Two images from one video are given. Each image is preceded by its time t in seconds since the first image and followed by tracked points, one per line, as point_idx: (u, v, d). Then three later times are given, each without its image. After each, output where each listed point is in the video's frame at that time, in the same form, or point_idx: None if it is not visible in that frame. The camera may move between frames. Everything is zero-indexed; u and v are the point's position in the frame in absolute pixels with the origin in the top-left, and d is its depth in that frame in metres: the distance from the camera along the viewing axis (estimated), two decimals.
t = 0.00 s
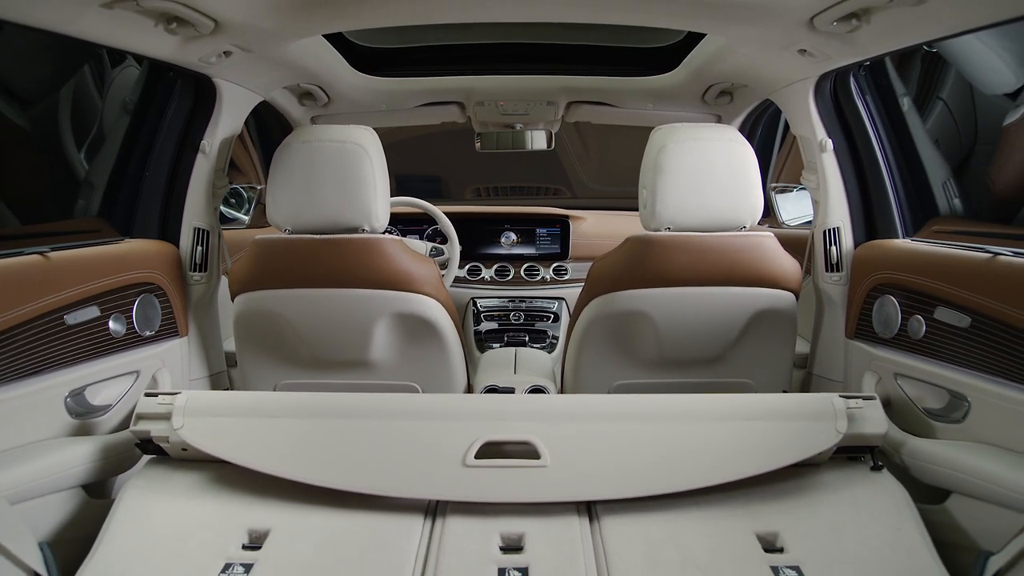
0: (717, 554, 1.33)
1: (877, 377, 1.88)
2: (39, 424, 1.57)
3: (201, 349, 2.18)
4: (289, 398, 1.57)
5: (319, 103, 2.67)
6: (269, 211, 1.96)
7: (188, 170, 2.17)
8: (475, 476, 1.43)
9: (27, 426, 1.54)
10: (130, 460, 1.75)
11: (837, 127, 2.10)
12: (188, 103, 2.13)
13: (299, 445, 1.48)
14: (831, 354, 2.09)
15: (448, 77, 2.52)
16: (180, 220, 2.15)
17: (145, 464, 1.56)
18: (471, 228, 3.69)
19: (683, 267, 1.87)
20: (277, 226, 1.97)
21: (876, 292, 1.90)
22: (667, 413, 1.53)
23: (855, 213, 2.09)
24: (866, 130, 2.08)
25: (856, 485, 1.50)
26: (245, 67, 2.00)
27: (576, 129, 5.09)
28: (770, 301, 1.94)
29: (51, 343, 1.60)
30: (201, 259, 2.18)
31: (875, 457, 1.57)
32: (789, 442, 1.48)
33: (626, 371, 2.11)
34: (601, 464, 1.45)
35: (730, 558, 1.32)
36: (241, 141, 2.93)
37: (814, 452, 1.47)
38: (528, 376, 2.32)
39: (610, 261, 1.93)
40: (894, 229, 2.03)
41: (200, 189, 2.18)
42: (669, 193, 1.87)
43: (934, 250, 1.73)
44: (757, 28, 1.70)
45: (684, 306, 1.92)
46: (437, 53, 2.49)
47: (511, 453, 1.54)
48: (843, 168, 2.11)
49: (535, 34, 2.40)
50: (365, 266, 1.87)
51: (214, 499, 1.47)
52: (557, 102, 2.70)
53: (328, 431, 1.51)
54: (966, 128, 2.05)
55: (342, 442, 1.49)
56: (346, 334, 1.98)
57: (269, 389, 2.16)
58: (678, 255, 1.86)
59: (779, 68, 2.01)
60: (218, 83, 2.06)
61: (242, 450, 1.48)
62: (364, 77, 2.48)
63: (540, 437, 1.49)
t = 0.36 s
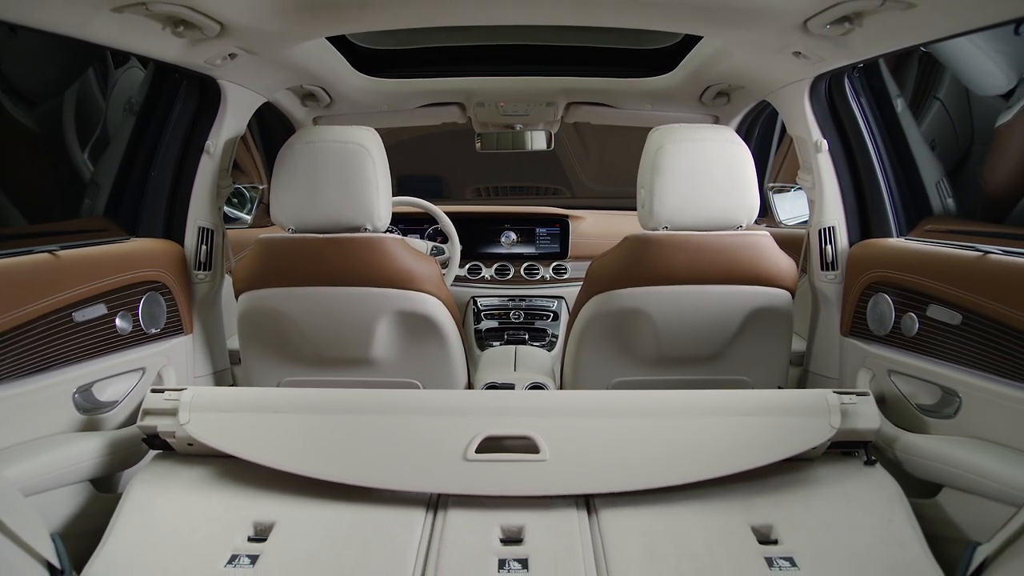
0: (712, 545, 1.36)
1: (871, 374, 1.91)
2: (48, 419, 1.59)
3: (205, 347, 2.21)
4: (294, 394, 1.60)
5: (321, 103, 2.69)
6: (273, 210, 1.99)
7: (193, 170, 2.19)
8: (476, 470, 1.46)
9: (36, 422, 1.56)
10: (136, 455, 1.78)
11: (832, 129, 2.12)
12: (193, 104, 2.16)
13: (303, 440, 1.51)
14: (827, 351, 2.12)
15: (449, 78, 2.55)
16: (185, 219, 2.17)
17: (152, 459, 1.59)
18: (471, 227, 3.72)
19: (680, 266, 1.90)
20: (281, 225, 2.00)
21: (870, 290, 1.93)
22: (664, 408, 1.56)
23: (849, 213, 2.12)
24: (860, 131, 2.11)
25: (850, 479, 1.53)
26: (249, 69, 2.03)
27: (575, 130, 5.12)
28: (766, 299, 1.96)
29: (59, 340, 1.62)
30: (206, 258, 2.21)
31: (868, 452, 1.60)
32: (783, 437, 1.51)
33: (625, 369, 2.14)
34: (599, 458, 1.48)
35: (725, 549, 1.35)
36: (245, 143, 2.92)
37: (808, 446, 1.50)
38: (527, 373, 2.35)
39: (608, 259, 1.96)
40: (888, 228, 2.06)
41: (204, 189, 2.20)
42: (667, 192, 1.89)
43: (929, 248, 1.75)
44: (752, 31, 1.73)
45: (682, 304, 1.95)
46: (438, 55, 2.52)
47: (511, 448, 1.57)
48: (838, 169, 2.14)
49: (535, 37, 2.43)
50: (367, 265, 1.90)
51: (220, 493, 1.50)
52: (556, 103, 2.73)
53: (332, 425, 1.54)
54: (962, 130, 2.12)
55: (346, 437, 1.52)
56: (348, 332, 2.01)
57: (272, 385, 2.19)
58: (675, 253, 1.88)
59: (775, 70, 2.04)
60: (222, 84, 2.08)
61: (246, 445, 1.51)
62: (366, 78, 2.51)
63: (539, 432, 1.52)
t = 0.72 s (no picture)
0: (708, 537, 1.39)
1: (866, 371, 1.94)
2: (56, 414, 1.63)
3: (209, 344, 2.24)
4: (298, 390, 1.62)
5: (323, 104, 2.71)
6: (276, 210, 2.02)
7: (197, 171, 2.23)
8: (476, 464, 1.49)
9: (45, 417, 1.59)
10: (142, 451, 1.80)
11: (827, 129, 2.16)
12: (198, 106, 2.19)
13: (308, 435, 1.54)
14: (823, 349, 2.15)
15: (450, 80, 2.58)
16: (189, 219, 2.21)
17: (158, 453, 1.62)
18: (472, 227, 3.75)
19: (677, 264, 1.93)
20: (285, 225, 2.03)
21: (865, 288, 1.96)
22: (661, 404, 1.59)
23: (844, 212, 2.15)
24: (855, 132, 2.14)
25: (844, 474, 1.56)
26: (253, 71, 2.06)
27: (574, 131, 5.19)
28: (762, 297, 1.99)
29: (62, 339, 1.65)
30: (210, 257, 2.24)
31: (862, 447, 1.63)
32: (778, 431, 1.54)
33: (624, 366, 2.17)
34: (597, 452, 1.51)
35: (721, 541, 1.38)
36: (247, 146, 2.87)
37: (803, 440, 1.53)
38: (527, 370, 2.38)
39: (607, 258, 1.99)
40: (883, 227, 2.08)
41: (208, 189, 2.24)
42: (664, 192, 1.92)
43: (921, 247, 1.79)
44: (747, 34, 1.76)
45: (680, 302, 1.98)
46: (439, 56, 2.55)
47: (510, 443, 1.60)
48: (833, 169, 2.17)
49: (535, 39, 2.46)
50: (370, 264, 1.93)
51: (225, 487, 1.52)
52: (556, 104, 2.76)
53: (336, 421, 1.57)
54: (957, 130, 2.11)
55: (349, 433, 1.55)
56: (350, 329, 2.04)
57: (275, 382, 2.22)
58: (672, 252, 1.92)
59: (771, 72, 2.07)
60: (226, 86, 2.11)
61: (252, 440, 1.54)
62: (367, 79, 2.54)
63: (539, 427, 1.55)
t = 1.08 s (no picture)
0: (704, 529, 1.42)
1: (860, 368, 1.97)
2: (65, 411, 1.66)
3: (213, 342, 2.28)
4: (303, 386, 1.65)
5: (326, 104, 2.74)
6: (279, 209, 2.05)
7: (202, 171, 2.29)
8: (478, 458, 1.53)
9: (54, 412, 1.63)
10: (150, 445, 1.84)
11: (823, 131, 2.22)
12: (203, 108, 2.25)
13: (313, 430, 1.57)
14: (819, 346, 2.18)
15: (452, 81, 2.62)
16: (194, 218, 2.28)
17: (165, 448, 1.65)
18: (472, 226, 3.78)
19: (675, 263, 1.96)
20: (287, 224, 2.07)
21: (859, 286, 2.00)
22: (658, 399, 1.62)
23: (839, 211, 2.20)
24: (849, 133, 2.19)
25: (838, 468, 1.59)
26: (258, 73, 2.09)
27: (573, 131, 5.23)
28: (758, 295, 2.02)
29: (62, 338, 1.65)
30: (214, 256, 2.31)
31: (856, 442, 1.66)
32: (773, 426, 1.57)
33: (623, 364, 2.20)
34: (596, 446, 1.54)
35: (716, 533, 1.41)
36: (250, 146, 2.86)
37: (797, 435, 1.56)
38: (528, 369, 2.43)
39: (605, 257, 2.01)
40: (875, 227, 2.13)
41: (213, 188, 2.30)
42: (661, 192, 1.96)
43: (913, 246, 1.82)
44: (743, 37, 1.79)
45: (678, 300, 2.01)
46: (440, 57, 2.58)
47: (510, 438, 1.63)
48: (828, 169, 2.23)
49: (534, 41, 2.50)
50: (372, 263, 1.96)
51: (231, 481, 1.56)
52: (555, 105, 2.80)
53: (339, 416, 1.60)
54: (952, 130, 2.08)
55: (353, 427, 1.58)
56: (353, 327, 2.07)
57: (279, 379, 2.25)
58: (670, 250, 1.95)
59: (766, 73, 2.10)
60: (231, 88, 2.18)
61: (258, 435, 1.57)
62: (369, 81, 2.57)
63: (538, 422, 1.58)
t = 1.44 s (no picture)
0: (699, 520, 1.45)
1: (854, 364, 2.00)
2: (73, 407, 1.69)
3: (216, 339, 2.32)
4: (308, 382, 1.69)
5: (328, 106, 2.77)
6: (283, 208, 2.09)
7: (207, 171, 2.35)
8: (478, 452, 1.56)
9: (63, 408, 1.66)
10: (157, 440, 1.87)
11: (818, 132, 2.26)
12: (208, 109, 2.32)
13: (318, 425, 1.60)
14: (814, 344, 2.21)
15: (453, 82, 2.65)
16: (199, 217, 2.33)
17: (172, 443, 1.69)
18: (473, 226, 3.81)
19: (673, 261, 1.99)
20: (291, 222, 2.10)
21: (853, 284, 2.03)
22: (655, 395, 1.65)
23: (834, 211, 2.24)
24: (844, 134, 2.24)
25: (831, 462, 1.62)
26: (262, 75, 2.12)
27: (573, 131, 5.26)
28: (754, 294, 2.05)
29: (67, 335, 1.68)
30: (219, 254, 2.35)
31: (848, 436, 1.69)
32: (768, 421, 1.60)
33: (621, 361, 2.24)
34: (594, 441, 1.58)
35: (712, 524, 1.44)
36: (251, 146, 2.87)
37: (791, 429, 1.59)
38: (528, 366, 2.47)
39: (604, 256, 2.05)
40: (869, 225, 2.17)
41: (218, 187, 2.37)
42: (659, 192, 1.99)
43: (907, 245, 1.85)
44: (738, 39, 1.82)
45: (675, 298, 2.04)
46: (441, 59, 2.61)
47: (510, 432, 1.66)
48: (823, 169, 2.27)
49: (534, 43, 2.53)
50: (374, 261, 2.00)
51: (236, 475, 1.59)
52: (554, 106, 2.83)
53: (343, 411, 1.63)
54: (948, 130, 2.08)
55: (357, 422, 1.61)
56: (355, 325, 2.10)
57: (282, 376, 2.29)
58: (667, 249, 1.98)
59: (762, 75, 2.14)
60: (236, 89, 2.25)
61: (263, 429, 1.60)
62: (371, 82, 2.60)
63: (537, 417, 1.62)
